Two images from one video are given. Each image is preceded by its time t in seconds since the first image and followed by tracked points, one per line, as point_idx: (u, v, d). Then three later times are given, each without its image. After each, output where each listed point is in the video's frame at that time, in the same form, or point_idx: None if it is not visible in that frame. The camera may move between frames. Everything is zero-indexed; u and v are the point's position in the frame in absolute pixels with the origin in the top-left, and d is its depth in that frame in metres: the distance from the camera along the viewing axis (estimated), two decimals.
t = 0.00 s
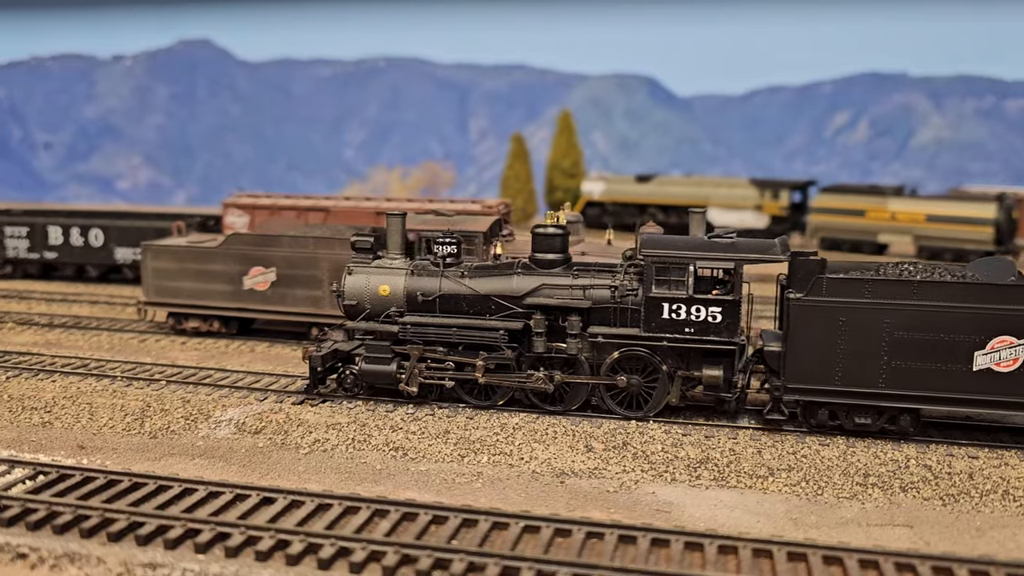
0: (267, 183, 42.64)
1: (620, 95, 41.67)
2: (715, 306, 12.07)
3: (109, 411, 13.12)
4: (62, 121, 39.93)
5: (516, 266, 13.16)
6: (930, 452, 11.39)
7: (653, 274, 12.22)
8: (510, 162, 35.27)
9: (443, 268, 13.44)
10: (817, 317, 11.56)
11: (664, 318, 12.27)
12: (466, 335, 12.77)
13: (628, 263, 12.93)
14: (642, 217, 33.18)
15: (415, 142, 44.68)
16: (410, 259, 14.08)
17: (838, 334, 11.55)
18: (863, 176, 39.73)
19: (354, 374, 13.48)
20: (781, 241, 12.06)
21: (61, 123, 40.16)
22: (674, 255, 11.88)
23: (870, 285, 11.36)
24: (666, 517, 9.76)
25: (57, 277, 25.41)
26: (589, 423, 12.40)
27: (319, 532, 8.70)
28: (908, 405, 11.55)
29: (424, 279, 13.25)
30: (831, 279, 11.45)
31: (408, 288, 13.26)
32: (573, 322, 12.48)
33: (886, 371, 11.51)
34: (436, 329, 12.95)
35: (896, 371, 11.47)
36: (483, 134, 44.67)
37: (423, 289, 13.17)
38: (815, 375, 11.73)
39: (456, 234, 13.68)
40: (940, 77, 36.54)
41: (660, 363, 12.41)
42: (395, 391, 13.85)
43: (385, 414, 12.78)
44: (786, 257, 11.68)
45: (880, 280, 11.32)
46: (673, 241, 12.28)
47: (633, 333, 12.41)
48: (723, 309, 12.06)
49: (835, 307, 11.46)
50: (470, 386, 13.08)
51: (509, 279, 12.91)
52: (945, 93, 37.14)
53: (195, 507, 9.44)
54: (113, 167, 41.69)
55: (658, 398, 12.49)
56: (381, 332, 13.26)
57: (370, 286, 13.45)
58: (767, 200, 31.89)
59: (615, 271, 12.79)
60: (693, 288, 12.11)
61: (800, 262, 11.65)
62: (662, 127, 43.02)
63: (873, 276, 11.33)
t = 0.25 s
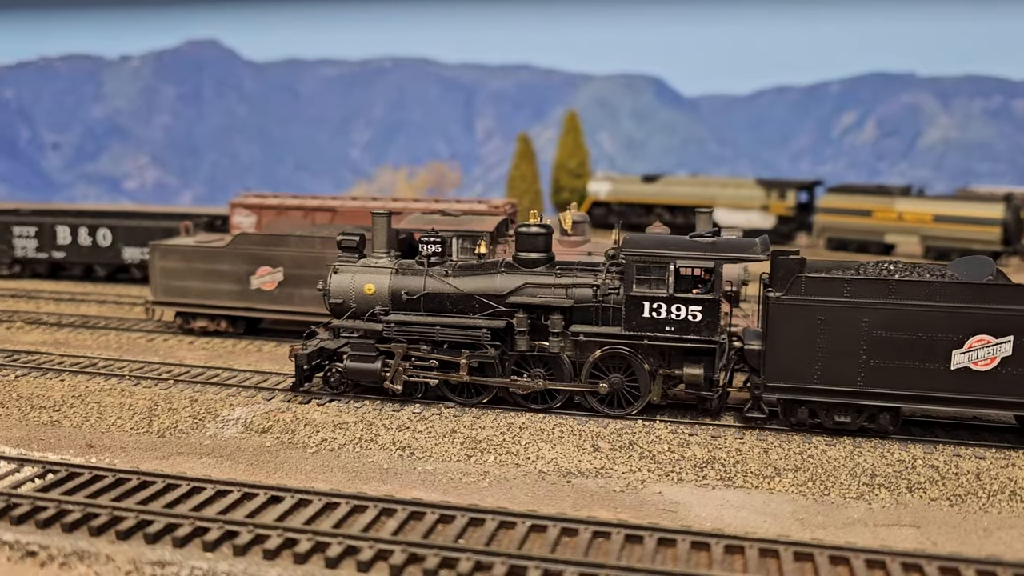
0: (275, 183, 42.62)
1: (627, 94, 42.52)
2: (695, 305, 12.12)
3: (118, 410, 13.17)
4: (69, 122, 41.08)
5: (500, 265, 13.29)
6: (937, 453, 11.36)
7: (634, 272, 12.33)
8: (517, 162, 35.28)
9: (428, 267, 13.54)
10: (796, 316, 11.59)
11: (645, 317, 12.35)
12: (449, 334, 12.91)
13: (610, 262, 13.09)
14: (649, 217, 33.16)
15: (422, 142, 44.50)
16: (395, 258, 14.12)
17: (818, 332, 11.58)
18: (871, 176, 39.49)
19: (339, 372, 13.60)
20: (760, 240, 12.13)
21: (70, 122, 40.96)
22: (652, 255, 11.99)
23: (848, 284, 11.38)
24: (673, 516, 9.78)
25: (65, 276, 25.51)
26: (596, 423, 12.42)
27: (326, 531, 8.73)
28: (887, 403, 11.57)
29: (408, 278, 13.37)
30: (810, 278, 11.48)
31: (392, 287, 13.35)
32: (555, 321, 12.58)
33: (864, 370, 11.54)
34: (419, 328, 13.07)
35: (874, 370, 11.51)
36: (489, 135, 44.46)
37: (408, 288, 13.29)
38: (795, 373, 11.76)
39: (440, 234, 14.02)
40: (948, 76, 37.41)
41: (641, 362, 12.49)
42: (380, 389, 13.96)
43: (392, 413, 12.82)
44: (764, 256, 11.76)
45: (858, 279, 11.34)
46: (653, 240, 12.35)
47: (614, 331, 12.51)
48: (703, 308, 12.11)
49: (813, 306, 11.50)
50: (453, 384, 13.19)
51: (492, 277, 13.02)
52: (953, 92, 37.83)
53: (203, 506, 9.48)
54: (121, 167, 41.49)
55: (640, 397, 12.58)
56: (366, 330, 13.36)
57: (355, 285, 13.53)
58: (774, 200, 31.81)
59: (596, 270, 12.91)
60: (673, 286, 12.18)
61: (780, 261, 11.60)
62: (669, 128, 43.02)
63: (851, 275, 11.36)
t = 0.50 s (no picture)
0: (283, 183, 42.72)
1: (634, 94, 41.66)
2: (674, 304, 12.17)
3: (128, 409, 13.24)
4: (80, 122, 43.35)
5: (483, 264, 13.35)
6: (946, 453, 11.35)
7: (614, 271, 12.35)
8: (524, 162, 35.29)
9: (412, 265, 13.64)
10: (774, 314, 11.73)
11: (624, 315, 12.40)
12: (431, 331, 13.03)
13: (590, 259, 13.06)
14: (656, 217, 33.20)
15: (429, 142, 44.56)
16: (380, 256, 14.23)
17: (795, 330, 11.71)
18: (878, 176, 39.52)
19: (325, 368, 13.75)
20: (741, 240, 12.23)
21: (78, 122, 43.37)
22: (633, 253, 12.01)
23: (826, 282, 11.53)
24: (680, 516, 9.80)
25: (75, 275, 25.62)
26: (603, 422, 12.43)
27: (335, 529, 8.78)
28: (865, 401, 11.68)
29: (393, 276, 13.48)
30: (787, 276, 11.63)
31: (377, 285, 13.48)
32: (536, 320, 12.66)
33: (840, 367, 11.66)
34: (402, 325, 13.15)
35: (852, 368, 11.62)
36: (496, 134, 44.46)
37: (392, 286, 13.41)
38: (773, 370, 11.89)
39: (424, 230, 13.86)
40: (955, 77, 36.28)
41: (623, 361, 12.54)
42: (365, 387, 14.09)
43: (400, 412, 12.86)
44: (744, 257, 11.88)
45: (834, 277, 11.48)
46: (634, 239, 12.38)
47: (594, 330, 12.56)
48: (682, 307, 12.16)
49: (790, 304, 11.63)
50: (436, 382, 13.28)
51: (474, 276, 13.12)
52: (962, 93, 36.78)
53: (213, 504, 9.54)
54: (129, 167, 42.26)
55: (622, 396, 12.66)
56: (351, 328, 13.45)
57: (341, 283, 13.64)
58: (781, 200, 31.79)
59: (576, 269, 12.94)
60: (652, 285, 12.22)
61: (755, 258, 11.81)
62: (677, 128, 43.09)
63: (829, 274, 11.51)
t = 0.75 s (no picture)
0: (290, 183, 42.81)
1: (640, 95, 41.51)
2: (655, 302, 12.31)
3: (137, 407, 13.31)
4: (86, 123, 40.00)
5: (469, 263, 13.49)
6: (954, 454, 11.33)
7: (596, 270, 12.50)
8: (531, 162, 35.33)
9: (399, 264, 13.76)
10: (755, 312, 11.76)
11: (607, 314, 12.54)
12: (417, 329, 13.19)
13: (576, 260, 13.29)
14: (663, 217, 33.23)
15: (435, 142, 44.60)
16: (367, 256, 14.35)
17: (776, 328, 11.75)
18: (886, 176, 39.42)
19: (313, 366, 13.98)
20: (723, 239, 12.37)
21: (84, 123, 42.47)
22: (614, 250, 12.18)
23: (807, 281, 11.54)
24: (687, 515, 9.82)
25: (83, 275, 25.74)
26: (610, 422, 12.45)
27: (343, 527, 8.81)
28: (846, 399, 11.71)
29: (380, 275, 13.64)
30: (768, 275, 11.66)
31: (364, 283, 13.61)
32: (520, 317, 12.82)
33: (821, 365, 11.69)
34: (388, 324, 13.31)
35: (833, 366, 11.65)
36: (503, 134, 44.44)
37: (378, 284, 13.56)
38: (754, 369, 11.93)
39: (412, 230, 14.00)
40: (963, 77, 36.00)
41: (607, 359, 12.65)
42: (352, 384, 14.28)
43: (407, 412, 12.90)
44: (724, 255, 12.03)
45: (814, 275, 11.51)
46: (616, 237, 12.55)
47: (577, 328, 12.69)
48: (663, 306, 12.31)
49: (772, 302, 11.65)
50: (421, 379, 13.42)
51: (461, 275, 13.24)
52: (969, 92, 36.55)
53: (222, 503, 9.58)
54: (138, 167, 42.14)
55: (606, 394, 12.77)
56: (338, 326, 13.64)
57: (328, 282, 13.76)
58: (788, 200, 31.73)
59: (561, 268, 13.13)
60: (634, 283, 12.37)
61: (739, 258, 12.07)
62: (684, 128, 43.07)
63: (811, 271, 11.50)
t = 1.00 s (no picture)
0: (298, 183, 42.88)
1: (649, 95, 41.28)
2: (634, 300, 12.38)
3: (147, 406, 13.38)
4: (98, 122, 44.27)
5: (452, 261, 13.62)
6: (963, 454, 11.31)
7: (576, 269, 12.57)
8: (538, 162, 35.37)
9: (383, 263, 13.94)
10: (732, 311, 11.85)
11: (586, 312, 12.59)
12: (401, 327, 13.38)
13: (557, 259, 13.37)
14: (671, 217, 33.25)
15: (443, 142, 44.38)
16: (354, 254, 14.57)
17: (753, 327, 11.84)
18: (895, 176, 39.40)
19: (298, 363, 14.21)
20: (702, 239, 12.44)
21: (97, 123, 44.34)
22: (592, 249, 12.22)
23: (783, 280, 11.66)
24: (696, 515, 9.83)
25: (94, 274, 25.85)
26: (618, 421, 12.47)
27: (353, 526, 8.85)
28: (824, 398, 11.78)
29: (364, 273, 13.85)
30: (744, 274, 11.77)
31: (348, 281, 13.82)
32: (501, 315, 12.92)
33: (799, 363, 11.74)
34: (372, 321, 13.54)
35: (809, 364, 11.71)
36: (511, 135, 44.43)
37: (363, 283, 13.77)
38: (731, 368, 12.01)
39: (397, 230, 14.18)
40: (973, 76, 36.07)
41: (587, 357, 12.73)
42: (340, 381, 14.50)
43: (416, 411, 12.93)
44: (702, 255, 12.01)
45: (789, 274, 11.62)
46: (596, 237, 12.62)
47: (557, 326, 12.78)
48: (642, 304, 12.36)
49: (749, 301, 11.75)
50: (407, 376, 13.63)
51: (445, 274, 13.40)
52: (979, 92, 36.60)
53: (233, 501, 9.64)
54: (146, 167, 43.02)
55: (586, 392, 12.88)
56: (323, 323, 13.85)
57: (314, 280, 14.03)
58: (797, 200, 31.66)
59: (542, 266, 13.24)
60: (613, 282, 12.40)
61: (719, 257, 12.32)
62: (692, 128, 42.87)
63: (787, 271, 11.63)
